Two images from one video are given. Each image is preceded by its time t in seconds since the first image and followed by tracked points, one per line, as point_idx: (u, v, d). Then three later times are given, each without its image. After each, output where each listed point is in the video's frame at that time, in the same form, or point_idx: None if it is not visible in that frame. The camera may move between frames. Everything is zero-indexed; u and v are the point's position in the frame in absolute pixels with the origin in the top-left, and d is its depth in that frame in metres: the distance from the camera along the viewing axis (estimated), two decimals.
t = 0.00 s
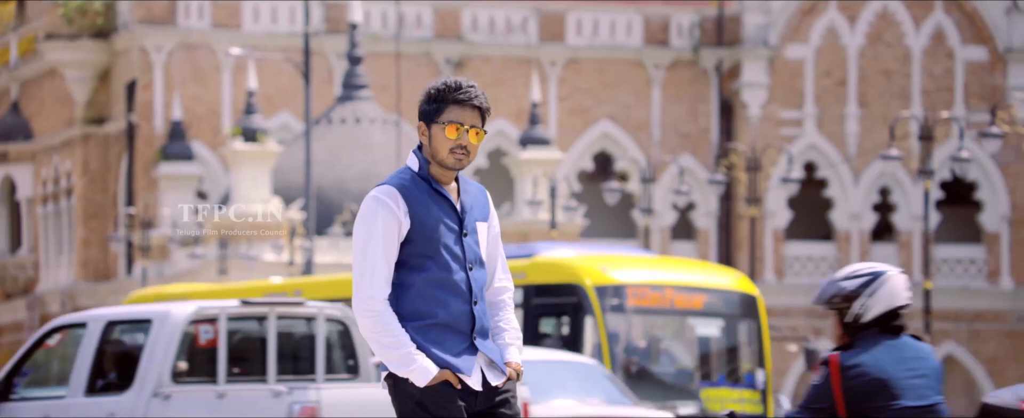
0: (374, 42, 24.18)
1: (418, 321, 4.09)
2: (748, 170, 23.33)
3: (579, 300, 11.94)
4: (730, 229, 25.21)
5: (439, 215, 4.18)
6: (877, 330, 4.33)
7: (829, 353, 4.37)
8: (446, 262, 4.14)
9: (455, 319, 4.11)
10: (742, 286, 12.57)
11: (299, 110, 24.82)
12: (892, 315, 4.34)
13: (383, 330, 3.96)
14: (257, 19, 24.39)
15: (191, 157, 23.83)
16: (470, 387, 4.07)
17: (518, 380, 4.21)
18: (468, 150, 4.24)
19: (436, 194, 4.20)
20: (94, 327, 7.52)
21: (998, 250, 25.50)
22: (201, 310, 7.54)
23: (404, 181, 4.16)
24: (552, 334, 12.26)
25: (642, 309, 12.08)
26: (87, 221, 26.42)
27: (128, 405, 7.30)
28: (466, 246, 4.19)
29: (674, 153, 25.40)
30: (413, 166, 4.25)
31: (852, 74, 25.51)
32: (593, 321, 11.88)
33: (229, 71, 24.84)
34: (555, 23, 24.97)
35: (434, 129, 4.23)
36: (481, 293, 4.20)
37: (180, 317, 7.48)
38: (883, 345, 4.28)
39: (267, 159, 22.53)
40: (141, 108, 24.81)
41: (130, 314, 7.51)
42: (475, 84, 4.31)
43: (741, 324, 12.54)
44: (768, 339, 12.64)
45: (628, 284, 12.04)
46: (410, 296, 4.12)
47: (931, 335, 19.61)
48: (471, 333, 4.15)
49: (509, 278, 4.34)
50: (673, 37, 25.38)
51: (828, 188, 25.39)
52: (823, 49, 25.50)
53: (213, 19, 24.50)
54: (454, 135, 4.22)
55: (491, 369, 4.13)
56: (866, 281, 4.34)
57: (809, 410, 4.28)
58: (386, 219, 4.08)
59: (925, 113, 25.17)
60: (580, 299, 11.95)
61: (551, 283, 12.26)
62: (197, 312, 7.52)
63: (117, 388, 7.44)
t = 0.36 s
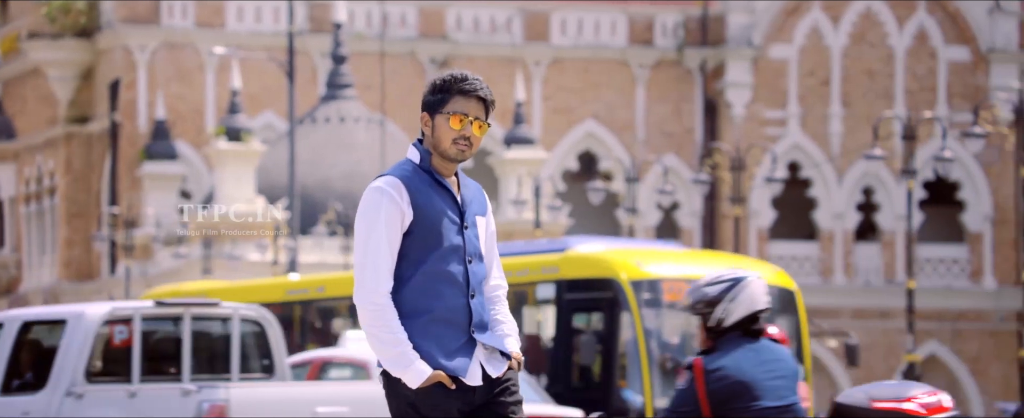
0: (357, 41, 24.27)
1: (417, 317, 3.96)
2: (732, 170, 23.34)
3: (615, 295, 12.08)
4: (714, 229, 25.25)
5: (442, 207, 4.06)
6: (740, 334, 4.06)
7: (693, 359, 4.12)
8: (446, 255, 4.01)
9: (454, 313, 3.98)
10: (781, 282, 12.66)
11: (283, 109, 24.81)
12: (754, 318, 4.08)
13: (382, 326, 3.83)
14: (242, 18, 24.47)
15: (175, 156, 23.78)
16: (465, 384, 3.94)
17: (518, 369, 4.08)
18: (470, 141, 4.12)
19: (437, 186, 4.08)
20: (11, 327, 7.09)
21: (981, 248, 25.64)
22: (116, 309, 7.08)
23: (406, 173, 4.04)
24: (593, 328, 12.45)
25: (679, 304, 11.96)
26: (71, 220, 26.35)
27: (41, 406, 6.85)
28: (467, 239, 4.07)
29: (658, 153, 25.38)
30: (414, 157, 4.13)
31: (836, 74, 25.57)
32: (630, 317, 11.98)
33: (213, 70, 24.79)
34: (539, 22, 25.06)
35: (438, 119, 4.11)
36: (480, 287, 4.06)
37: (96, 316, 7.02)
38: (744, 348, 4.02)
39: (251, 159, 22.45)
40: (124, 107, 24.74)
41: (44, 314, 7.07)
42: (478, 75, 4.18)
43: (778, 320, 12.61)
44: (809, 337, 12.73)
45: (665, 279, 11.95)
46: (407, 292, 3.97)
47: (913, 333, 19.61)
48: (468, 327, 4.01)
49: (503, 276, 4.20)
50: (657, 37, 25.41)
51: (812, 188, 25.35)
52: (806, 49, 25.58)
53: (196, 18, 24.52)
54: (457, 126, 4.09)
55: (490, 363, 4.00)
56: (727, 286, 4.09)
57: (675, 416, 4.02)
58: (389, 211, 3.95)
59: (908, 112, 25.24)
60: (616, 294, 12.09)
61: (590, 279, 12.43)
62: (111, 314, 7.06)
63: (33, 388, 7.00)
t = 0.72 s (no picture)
0: (340, 40, 24.33)
1: (413, 317, 3.77)
2: (715, 170, 23.34)
3: (659, 290, 10.74)
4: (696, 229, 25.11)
5: (445, 205, 3.86)
6: (592, 339, 4.62)
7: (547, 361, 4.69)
8: (446, 252, 3.81)
9: (453, 315, 3.79)
10: (824, 273, 11.54)
11: (265, 109, 24.77)
12: (603, 323, 4.64)
13: (381, 328, 3.66)
14: (223, 18, 24.41)
15: (156, 156, 23.69)
16: (456, 388, 3.76)
17: (514, 371, 3.90)
18: (475, 138, 3.93)
19: (440, 183, 3.88)
20: None
21: (961, 247, 25.74)
22: (21, 311, 7.57)
23: (409, 169, 3.84)
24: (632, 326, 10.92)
25: (721, 298, 10.91)
26: (50, 220, 26.31)
27: None
28: (469, 239, 3.87)
29: (641, 152, 25.44)
30: (416, 155, 3.92)
31: (817, 74, 25.59)
32: (674, 312, 10.71)
33: (194, 69, 24.70)
34: (522, 22, 25.03)
35: (443, 114, 3.92)
36: (479, 288, 3.86)
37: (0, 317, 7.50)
38: (594, 353, 4.59)
39: (232, 157, 22.57)
40: (105, 107, 24.74)
41: None
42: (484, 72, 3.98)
43: (824, 314, 11.52)
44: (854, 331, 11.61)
45: (708, 272, 10.85)
46: (405, 291, 3.78)
47: (894, 331, 19.64)
48: (467, 327, 3.81)
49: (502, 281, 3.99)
50: (640, 36, 25.42)
51: (793, 187, 25.44)
52: (788, 49, 25.61)
53: (178, 17, 24.47)
54: (463, 121, 3.90)
55: (487, 365, 3.82)
56: (579, 292, 4.63)
57: (530, 415, 4.63)
58: (393, 206, 3.75)
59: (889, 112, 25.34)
60: (660, 289, 10.75)
61: (630, 271, 10.91)
62: (16, 314, 7.54)
63: None
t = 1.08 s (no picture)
0: (323, 39, 24.33)
1: (410, 320, 3.83)
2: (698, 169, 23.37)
3: (699, 284, 10.89)
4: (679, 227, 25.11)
5: (447, 208, 3.92)
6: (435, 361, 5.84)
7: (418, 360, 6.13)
8: (447, 256, 3.88)
9: (451, 317, 3.85)
10: (870, 267, 11.60)
11: (247, 107, 24.73)
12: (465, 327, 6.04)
13: (376, 328, 3.71)
14: (206, 16, 24.32)
15: (139, 154, 23.71)
16: (450, 391, 3.82)
17: (514, 379, 3.95)
18: (479, 139, 3.99)
19: (443, 186, 3.94)
20: None
21: (943, 246, 25.79)
22: None
23: (412, 170, 3.90)
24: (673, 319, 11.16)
25: (761, 292, 11.00)
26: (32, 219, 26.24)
27: None
28: (471, 243, 3.93)
29: (624, 151, 25.40)
30: (420, 156, 3.99)
31: (800, 73, 25.67)
32: (715, 306, 10.85)
33: (177, 68, 24.69)
34: (505, 21, 25.11)
35: (448, 115, 3.97)
36: (480, 291, 3.92)
37: None
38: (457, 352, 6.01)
39: (216, 156, 22.45)
40: (87, 105, 24.63)
41: None
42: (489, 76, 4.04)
43: (866, 309, 11.53)
44: (898, 325, 11.61)
45: (749, 266, 10.97)
46: (405, 293, 3.84)
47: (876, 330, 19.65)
48: (466, 330, 3.87)
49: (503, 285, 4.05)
50: (623, 35, 25.46)
51: (776, 186, 25.45)
52: (771, 48, 25.67)
53: (161, 16, 24.42)
54: (468, 122, 3.96)
55: (483, 370, 3.88)
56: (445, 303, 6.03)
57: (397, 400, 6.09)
58: (394, 207, 3.81)
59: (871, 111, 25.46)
60: (700, 282, 10.90)
61: (669, 264, 11.11)
62: None
63: None
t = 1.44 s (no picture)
0: (303, 38, 24.24)
1: (406, 325, 3.61)
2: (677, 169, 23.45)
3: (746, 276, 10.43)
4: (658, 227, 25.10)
5: (449, 211, 3.68)
6: (318, 349, 4.69)
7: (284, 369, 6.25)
8: (448, 261, 3.64)
9: (448, 323, 3.62)
10: (923, 262, 11.03)
11: (226, 106, 24.70)
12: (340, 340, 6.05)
13: (370, 330, 3.51)
14: (184, 15, 24.20)
15: (117, 153, 23.86)
16: (442, 399, 3.61)
17: (516, 382, 3.71)
18: (489, 144, 3.75)
19: (448, 190, 3.71)
20: None
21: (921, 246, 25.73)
22: None
23: (415, 171, 3.68)
24: (720, 312, 10.71)
25: (810, 286, 10.52)
26: (9, 218, 26.16)
27: None
28: (473, 249, 3.69)
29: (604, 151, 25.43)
30: (427, 159, 3.76)
31: (778, 73, 25.71)
32: (763, 300, 10.39)
33: (156, 67, 24.52)
34: (485, 21, 25.13)
35: (456, 118, 3.74)
36: (482, 297, 3.68)
37: None
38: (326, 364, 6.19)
39: (194, 155, 22.31)
40: (65, 103, 24.59)
41: None
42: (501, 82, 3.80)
43: (918, 304, 11.01)
44: (952, 322, 11.08)
45: (797, 258, 10.50)
46: (403, 295, 3.62)
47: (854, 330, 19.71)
48: (462, 336, 3.64)
49: (511, 291, 3.81)
50: (603, 35, 25.46)
51: (755, 186, 25.51)
52: (750, 48, 25.66)
53: (140, 15, 24.27)
54: (477, 126, 3.72)
55: (480, 376, 3.65)
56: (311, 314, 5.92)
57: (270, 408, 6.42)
58: (395, 211, 3.59)
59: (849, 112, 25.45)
60: (747, 275, 10.44)
61: (713, 258, 10.67)
62: None
63: None
